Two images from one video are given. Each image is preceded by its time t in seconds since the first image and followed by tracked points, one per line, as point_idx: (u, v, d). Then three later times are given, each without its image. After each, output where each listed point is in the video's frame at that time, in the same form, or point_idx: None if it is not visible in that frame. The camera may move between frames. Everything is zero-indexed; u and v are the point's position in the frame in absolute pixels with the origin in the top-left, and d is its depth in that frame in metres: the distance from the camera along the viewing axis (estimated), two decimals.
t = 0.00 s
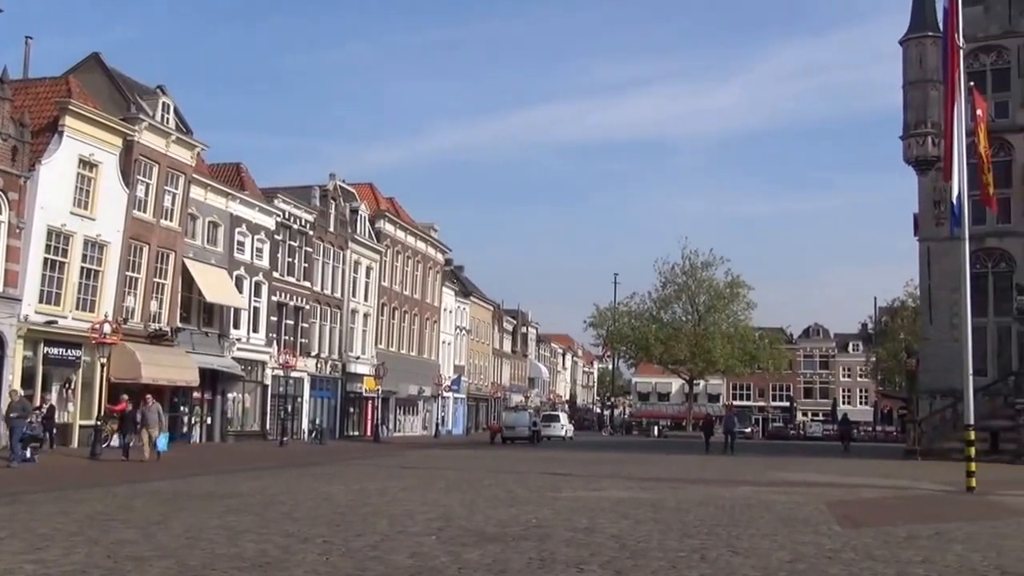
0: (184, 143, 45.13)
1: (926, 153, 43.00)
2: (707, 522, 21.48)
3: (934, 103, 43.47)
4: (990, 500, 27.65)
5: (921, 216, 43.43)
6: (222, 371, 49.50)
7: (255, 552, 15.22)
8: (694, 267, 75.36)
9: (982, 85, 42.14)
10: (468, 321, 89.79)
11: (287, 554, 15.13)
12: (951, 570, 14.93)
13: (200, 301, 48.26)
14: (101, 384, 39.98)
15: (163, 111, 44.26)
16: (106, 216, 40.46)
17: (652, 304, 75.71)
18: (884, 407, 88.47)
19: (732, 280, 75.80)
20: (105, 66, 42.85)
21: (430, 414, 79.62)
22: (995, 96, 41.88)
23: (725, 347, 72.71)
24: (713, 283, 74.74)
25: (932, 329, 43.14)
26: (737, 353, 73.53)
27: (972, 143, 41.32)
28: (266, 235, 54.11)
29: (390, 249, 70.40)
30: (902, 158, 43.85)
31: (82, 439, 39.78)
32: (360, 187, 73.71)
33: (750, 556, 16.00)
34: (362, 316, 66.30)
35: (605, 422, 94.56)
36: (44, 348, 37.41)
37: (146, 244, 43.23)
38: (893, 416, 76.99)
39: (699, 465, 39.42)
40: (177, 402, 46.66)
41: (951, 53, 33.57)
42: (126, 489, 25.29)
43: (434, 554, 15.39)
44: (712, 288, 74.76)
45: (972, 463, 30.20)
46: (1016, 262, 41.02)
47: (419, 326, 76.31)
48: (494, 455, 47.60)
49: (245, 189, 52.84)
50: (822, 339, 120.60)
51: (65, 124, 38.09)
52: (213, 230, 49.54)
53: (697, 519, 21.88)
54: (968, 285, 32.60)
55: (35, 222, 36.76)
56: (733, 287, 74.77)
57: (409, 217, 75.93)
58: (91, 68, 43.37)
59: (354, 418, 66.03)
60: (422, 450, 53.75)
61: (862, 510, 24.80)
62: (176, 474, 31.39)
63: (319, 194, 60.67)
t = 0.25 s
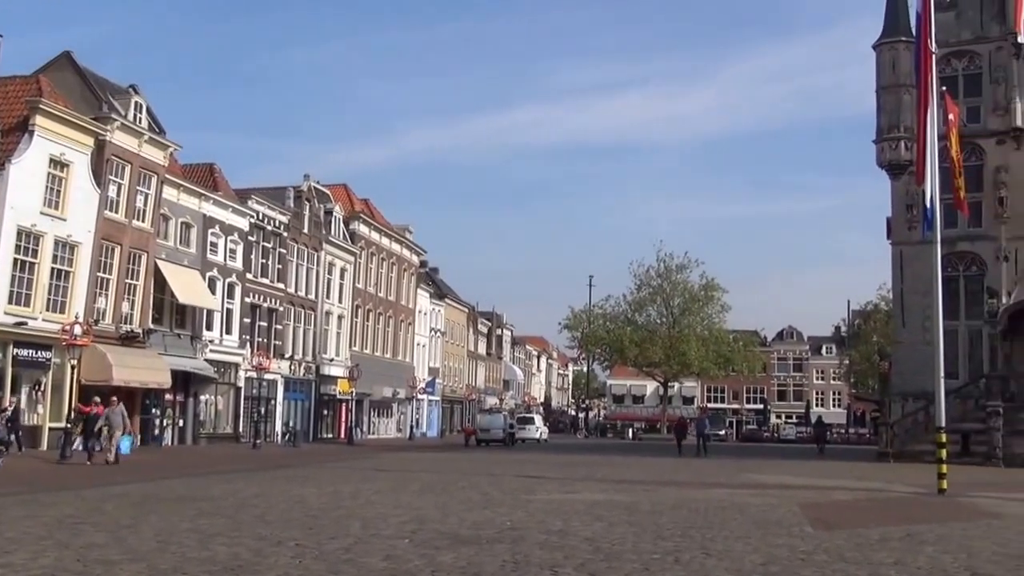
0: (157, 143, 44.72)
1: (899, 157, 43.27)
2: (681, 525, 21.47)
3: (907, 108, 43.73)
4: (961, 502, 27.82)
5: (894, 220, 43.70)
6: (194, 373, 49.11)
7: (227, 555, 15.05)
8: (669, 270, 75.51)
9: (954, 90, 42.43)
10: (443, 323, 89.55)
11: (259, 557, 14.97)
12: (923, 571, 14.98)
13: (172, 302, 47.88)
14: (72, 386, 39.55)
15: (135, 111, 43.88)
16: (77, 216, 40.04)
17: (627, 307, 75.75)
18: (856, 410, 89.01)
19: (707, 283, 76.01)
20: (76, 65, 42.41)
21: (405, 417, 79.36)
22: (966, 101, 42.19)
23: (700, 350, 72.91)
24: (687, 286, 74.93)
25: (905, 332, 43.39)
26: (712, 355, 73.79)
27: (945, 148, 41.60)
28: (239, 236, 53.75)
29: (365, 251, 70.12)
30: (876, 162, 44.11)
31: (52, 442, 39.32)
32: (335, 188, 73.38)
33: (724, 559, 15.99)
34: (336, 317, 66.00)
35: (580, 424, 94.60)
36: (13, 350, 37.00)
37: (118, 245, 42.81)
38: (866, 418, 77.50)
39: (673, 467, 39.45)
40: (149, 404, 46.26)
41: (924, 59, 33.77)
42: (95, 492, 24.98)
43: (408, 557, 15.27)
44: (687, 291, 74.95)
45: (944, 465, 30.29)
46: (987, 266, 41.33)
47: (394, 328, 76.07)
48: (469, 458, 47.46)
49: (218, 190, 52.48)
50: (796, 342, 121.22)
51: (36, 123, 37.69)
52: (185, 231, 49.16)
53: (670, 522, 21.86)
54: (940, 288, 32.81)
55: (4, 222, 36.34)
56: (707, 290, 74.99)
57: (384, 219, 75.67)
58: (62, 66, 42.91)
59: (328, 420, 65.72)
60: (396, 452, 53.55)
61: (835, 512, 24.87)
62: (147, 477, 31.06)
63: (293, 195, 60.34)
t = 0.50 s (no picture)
0: (129, 144, 44.30)
1: (873, 161, 43.50)
2: (656, 527, 21.43)
3: (880, 112, 43.96)
4: (933, 504, 27.96)
5: (868, 223, 43.92)
6: (167, 375, 48.69)
7: (199, 559, 14.87)
8: (645, 273, 75.63)
9: (927, 95, 42.68)
10: (418, 326, 89.31)
11: (232, 561, 14.79)
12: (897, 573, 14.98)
13: (145, 303, 47.45)
14: (42, 389, 39.07)
15: (107, 111, 43.49)
16: (48, 217, 39.63)
17: (602, 309, 75.81)
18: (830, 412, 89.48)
19: (682, 286, 76.19)
20: (47, 64, 41.96)
21: (379, 419, 79.05)
22: (939, 106, 42.45)
23: (675, 353, 73.07)
24: (662, 288, 75.07)
25: (878, 335, 43.60)
26: (687, 358, 73.99)
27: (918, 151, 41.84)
28: (213, 237, 53.36)
29: (340, 253, 69.78)
30: (850, 166, 44.32)
31: (21, 445, 38.83)
32: (309, 190, 73.00)
33: (699, 561, 15.94)
34: (310, 319, 65.65)
35: (555, 427, 94.56)
36: None
37: (89, 245, 42.38)
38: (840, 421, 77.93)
39: (648, 470, 39.44)
40: (121, 407, 45.83)
41: (898, 63, 33.95)
42: (65, 496, 24.67)
43: (382, 560, 15.14)
44: (662, 293, 75.11)
45: (916, 468, 30.27)
46: (960, 270, 41.59)
47: (368, 330, 75.77)
48: (444, 460, 47.28)
49: (191, 191, 52.08)
50: (771, 345, 121.80)
51: (6, 123, 37.30)
52: (158, 232, 48.73)
53: (645, 524, 21.81)
54: (912, 292, 32.96)
55: None
56: (682, 293, 75.15)
57: (359, 220, 75.37)
58: (33, 65, 42.47)
59: (302, 423, 65.36)
60: (371, 455, 53.30)
61: (808, 514, 24.90)
62: (118, 481, 30.71)
63: (267, 197, 59.98)
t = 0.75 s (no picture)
0: (102, 144, 43.88)
1: (848, 165, 43.70)
2: (631, 530, 21.39)
3: (855, 117, 44.15)
4: (906, 507, 28.08)
5: (843, 227, 44.11)
6: (139, 378, 48.26)
7: (171, 564, 14.67)
8: (620, 276, 75.68)
9: (901, 100, 42.92)
10: (393, 328, 89.03)
11: (204, 565, 14.60)
12: None
13: (117, 305, 47.03)
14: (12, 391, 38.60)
15: (80, 111, 43.12)
16: (19, 217, 39.23)
17: (578, 312, 75.85)
18: (805, 415, 89.87)
19: (658, 288, 76.29)
20: (19, 63, 41.53)
21: (354, 422, 78.71)
22: (913, 111, 42.70)
23: (651, 356, 73.14)
24: (638, 291, 75.14)
25: (852, 339, 43.78)
26: (663, 361, 74.09)
27: (892, 156, 42.07)
28: (187, 239, 52.95)
29: (315, 255, 69.42)
30: (824, 170, 44.50)
31: None
32: (284, 191, 72.62)
33: (673, 564, 15.89)
34: (285, 322, 65.26)
35: (530, 430, 94.52)
36: None
37: (61, 247, 41.95)
38: (815, 423, 78.27)
39: (623, 473, 39.43)
40: (92, 410, 45.39)
41: (872, 69, 34.10)
42: (36, 500, 24.34)
43: (356, 564, 14.99)
44: (638, 296, 75.18)
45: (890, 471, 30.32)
46: (933, 274, 41.78)
47: (343, 333, 75.43)
48: (419, 464, 47.10)
49: (165, 192, 51.67)
50: (746, 348, 122.27)
51: None
52: (131, 233, 48.29)
53: (621, 527, 21.77)
54: (887, 296, 33.09)
55: None
56: (658, 296, 75.25)
57: (334, 222, 75.05)
58: (5, 64, 42.03)
59: (276, 426, 64.98)
60: (346, 458, 53.06)
61: (783, 517, 24.94)
62: (88, 484, 30.35)
63: (242, 198, 59.59)
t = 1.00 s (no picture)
0: (75, 145, 43.41)
1: (823, 169, 43.84)
2: (607, 534, 21.29)
3: (831, 121, 44.31)
4: (881, 509, 28.13)
5: (818, 230, 44.25)
6: (112, 381, 47.78)
7: (142, 568, 14.43)
8: (597, 279, 75.61)
9: (877, 104, 43.11)
10: (369, 331, 88.67)
11: (176, 570, 14.37)
12: None
13: (90, 307, 46.54)
14: None
15: (53, 111, 42.68)
16: None
17: (554, 315, 75.79)
18: (781, 418, 90.17)
19: (634, 291, 76.28)
20: None
21: (330, 425, 78.30)
22: (888, 115, 42.90)
23: (627, 359, 73.12)
24: (615, 294, 75.09)
25: (827, 342, 43.89)
26: (639, 364, 74.06)
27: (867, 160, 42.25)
28: (161, 240, 52.51)
29: (290, 257, 69.02)
30: (800, 174, 44.63)
31: None
32: (260, 193, 72.17)
33: (649, 568, 15.80)
34: (260, 324, 64.83)
35: (506, 433, 94.35)
36: None
37: (34, 248, 41.45)
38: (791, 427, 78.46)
39: (599, 476, 39.36)
40: (64, 412, 44.89)
41: (848, 73, 34.22)
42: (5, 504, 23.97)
43: (330, 569, 14.80)
44: (614, 299, 75.14)
45: (865, 474, 30.38)
46: (908, 278, 41.93)
47: (319, 335, 75.04)
48: (394, 467, 46.87)
49: (139, 193, 51.21)
50: (723, 351, 122.57)
51: None
52: (105, 235, 47.82)
53: (596, 531, 21.68)
54: (862, 299, 33.16)
55: None
56: (635, 299, 75.24)
57: (310, 224, 74.66)
58: None
59: (251, 429, 64.55)
60: (321, 462, 52.72)
61: (758, 521, 24.93)
62: (59, 488, 29.94)
63: (216, 200, 59.14)
